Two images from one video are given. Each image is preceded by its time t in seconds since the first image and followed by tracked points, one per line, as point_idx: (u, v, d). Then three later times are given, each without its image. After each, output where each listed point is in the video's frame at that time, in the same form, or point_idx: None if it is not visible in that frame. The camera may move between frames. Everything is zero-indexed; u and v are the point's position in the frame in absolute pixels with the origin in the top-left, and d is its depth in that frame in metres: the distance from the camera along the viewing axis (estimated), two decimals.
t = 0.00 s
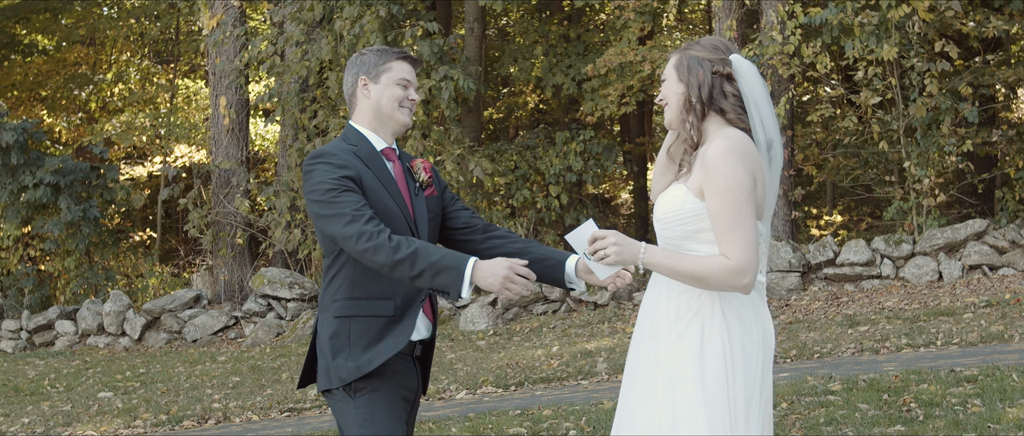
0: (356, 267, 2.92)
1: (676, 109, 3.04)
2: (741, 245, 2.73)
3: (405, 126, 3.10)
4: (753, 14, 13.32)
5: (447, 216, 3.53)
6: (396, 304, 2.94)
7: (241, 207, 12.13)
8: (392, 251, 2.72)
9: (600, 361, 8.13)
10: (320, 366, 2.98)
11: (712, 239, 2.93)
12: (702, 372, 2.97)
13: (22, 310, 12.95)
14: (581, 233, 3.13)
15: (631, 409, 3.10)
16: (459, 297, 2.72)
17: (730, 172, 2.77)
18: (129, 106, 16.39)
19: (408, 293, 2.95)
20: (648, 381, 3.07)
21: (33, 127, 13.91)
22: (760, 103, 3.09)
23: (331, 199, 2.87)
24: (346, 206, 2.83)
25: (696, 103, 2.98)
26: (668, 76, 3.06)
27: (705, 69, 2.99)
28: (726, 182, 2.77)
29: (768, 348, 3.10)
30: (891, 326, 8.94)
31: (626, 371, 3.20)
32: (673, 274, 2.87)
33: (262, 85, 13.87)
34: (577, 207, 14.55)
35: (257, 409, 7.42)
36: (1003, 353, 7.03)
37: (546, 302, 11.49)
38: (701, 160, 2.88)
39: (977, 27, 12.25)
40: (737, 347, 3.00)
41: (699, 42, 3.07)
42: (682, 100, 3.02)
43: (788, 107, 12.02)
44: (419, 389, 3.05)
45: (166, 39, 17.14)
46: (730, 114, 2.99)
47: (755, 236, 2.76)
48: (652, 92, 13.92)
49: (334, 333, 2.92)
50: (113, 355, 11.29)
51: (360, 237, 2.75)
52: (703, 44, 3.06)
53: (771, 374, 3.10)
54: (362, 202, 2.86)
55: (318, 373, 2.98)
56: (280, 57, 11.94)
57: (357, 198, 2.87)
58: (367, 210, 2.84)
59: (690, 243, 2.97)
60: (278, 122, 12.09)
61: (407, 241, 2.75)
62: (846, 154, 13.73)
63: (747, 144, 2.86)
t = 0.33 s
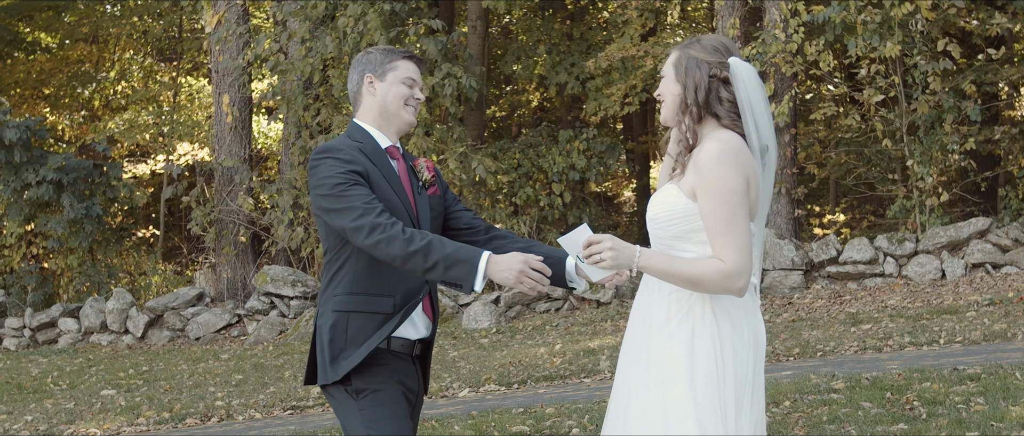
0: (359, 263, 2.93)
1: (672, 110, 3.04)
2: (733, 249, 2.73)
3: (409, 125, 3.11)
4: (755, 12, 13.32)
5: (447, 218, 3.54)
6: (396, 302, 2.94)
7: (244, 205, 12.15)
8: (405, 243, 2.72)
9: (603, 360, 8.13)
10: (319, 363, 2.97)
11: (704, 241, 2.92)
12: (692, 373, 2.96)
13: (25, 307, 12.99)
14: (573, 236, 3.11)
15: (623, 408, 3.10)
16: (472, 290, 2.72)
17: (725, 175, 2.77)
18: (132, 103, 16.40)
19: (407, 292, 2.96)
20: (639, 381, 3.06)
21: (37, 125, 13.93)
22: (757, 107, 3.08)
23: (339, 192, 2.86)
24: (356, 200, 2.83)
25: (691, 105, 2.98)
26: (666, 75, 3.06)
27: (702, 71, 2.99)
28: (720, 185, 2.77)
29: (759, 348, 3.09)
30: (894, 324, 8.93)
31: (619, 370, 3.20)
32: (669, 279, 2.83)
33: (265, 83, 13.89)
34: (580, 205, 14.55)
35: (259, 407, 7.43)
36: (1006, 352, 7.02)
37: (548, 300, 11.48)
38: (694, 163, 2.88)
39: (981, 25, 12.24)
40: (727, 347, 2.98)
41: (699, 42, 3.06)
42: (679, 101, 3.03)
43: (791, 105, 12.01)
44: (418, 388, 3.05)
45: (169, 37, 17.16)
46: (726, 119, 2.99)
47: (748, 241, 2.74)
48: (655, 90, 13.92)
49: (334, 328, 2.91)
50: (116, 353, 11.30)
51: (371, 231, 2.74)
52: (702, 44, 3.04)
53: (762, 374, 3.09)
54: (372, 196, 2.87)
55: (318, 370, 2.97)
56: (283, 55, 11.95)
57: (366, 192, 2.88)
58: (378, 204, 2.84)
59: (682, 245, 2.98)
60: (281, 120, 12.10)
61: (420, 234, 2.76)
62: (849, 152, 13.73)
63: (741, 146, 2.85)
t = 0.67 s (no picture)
0: (361, 259, 2.93)
1: (665, 113, 3.04)
2: (726, 258, 2.73)
3: (416, 125, 3.13)
4: (757, 10, 13.31)
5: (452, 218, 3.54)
6: (396, 301, 2.95)
7: (246, 202, 12.16)
8: (420, 240, 2.75)
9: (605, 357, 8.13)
10: (316, 361, 2.96)
11: (691, 243, 2.93)
12: (675, 373, 2.96)
13: (26, 305, 13.00)
14: (567, 242, 3.26)
15: (607, 409, 3.09)
16: (485, 289, 2.75)
17: (717, 183, 2.77)
18: (133, 101, 16.37)
19: (407, 291, 2.97)
20: (623, 382, 3.06)
21: (37, 123, 13.92)
22: (751, 117, 3.07)
23: (349, 188, 2.87)
24: (367, 196, 2.84)
25: (685, 111, 2.98)
26: (660, 77, 3.05)
27: (697, 78, 2.98)
28: (713, 193, 2.77)
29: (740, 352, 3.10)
30: (895, 322, 8.93)
31: (603, 372, 3.19)
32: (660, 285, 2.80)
33: (267, 81, 13.90)
34: (581, 203, 14.55)
35: (260, 405, 7.43)
36: (1007, 350, 7.02)
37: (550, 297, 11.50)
38: (686, 169, 2.87)
39: (982, 23, 12.24)
40: (711, 348, 2.98)
41: (696, 46, 3.05)
42: (673, 106, 3.02)
43: (793, 103, 12.00)
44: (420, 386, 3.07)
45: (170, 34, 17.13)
46: (718, 128, 2.99)
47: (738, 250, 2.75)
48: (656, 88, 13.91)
49: (334, 325, 2.90)
50: (117, 350, 11.30)
51: (384, 228, 2.76)
52: (699, 49, 3.03)
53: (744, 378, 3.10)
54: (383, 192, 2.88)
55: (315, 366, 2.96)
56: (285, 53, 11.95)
57: (375, 188, 2.89)
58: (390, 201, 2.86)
59: (667, 247, 2.98)
60: (282, 117, 12.10)
61: (435, 232, 2.79)
62: (850, 150, 13.73)
63: (733, 156, 2.85)
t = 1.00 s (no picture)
0: (369, 260, 2.93)
1: (652, 117, 3.05)
2: (708, 257, 2.73)
3: (420, 126, 3.12)
4: (757, 8, 13.30)
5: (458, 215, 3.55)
6: (403, 301, 2.95)
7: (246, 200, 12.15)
8: (434, 241, 2.77)
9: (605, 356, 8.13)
10: (320, 362, 2.96)
11: (671, 244, 2.96)
12: (652, 375, 2.97)
13: (26, 303, 13.00)
14: (558, 239, 2.74)
15: (586, 411, 3.10)
16: (501, 288, 2.77)
17: (704, 185, 2.78)
18: (132, 98, 16.38)
19: (414, 291, 2.98)
20: (601, 384, 3.07)
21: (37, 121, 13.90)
22: (738, 123, 3.09)
23: (359, 188, 2.88)
24: (377, 196, 2.85)
25: (674, 116, 2.99)
26: (647, 80, 3.06)
27: (686, 83, 3.00)
28: (701, 195, 2.77)
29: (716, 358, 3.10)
30: (895, 320, 8.93)
31: (581, 374, 3.20)
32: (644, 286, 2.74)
33: (267, 79, 13.89)
34: (581, 201, 14.55)
35: (260, 402, 7.43)
36: (1006, 348, 7.02)
37: (549, 295, 11.52)
38: (673, 171, 2.88)
39: (982, 21, 12.24)
40: (687, 348, 2.99)
41: (683, 50, 3.07)
42: (662, 110, 3.04)
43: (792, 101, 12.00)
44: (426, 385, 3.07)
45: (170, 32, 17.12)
46: (705, 134, 3.01)
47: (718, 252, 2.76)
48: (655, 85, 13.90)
49: (341, 326, 2.90)
50: (117, 348, 11.30)
51: (397, 229, 2.78)
52: (686, 53, 3.05)
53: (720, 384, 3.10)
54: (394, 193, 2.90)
55: (318, 368, 2.96)
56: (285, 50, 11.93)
57: (385, 189, 2.90)
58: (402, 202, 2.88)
59: (646, 246, 3.00)
60: (282, 115, 12.09)
61: (448, 232, 2.82)
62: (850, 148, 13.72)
63: (719, 162, 2.86)
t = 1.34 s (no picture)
0: (382, 260, 2.92)
1: (639, 117, 3.14)
2: (682, 247, 2.72)
3: (431, 118, 3.15)
4: (756, 6, 13.29)
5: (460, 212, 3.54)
6: (415, 302, 2.95)
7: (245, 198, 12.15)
8: (452, 245, 2.77)
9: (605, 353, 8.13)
10: (328, 362, 2.96)
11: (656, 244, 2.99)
12: (636, 372, 3.02)
13: (24, 301, 12.99)
14: (523, 208, 2.90)
15: (568, 407, 3.14)
16: (521, 291, 2.77)
17: (687, 181, 2.83)
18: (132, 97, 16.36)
19: (426, 291, 2.98)
20: (584, 380, 3.11)
21: (36, 118, 13.90)
22: (721, 123, 3.21)
23: (375, 190, 2.86)
24: (393, 198, 2.84)
25: (661, 118, 3.09)
26: (632, 81, 3.15)
27: (672, 84, 3.11)
28: (681, 190, 2.81)
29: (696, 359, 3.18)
30: (894, 319, 8.94)
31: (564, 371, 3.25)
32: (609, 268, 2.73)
33: (266, 77, 13.88)
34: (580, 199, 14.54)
35: (259, 401, 7.42)
36: (1006, 346, 7.03)
37: (548, 293, 11.51)
38: (660, 170, 2.95)
39: (981, 20, 12.24)
40: (670, 347, 3.05)
41: (667, 51, 3.17)
42: (648, 111, 3.12)
43: (792, 100, 12.00)
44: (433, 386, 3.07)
45: (169, 30, 17.09)
46: (691, 135, 3.13)
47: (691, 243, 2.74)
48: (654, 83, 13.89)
49: (351, 325, 2.91)
50: (116, 346, 11.30)
51: (414, 233, 2.77)
52: (671, 54, 3.15)
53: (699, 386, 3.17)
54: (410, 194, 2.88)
55: (325, 364, 2.96)
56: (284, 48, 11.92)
57: (401, 190, 2.89)
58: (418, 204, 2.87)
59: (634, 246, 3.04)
60: (281, 113, 12.08)
61: (466, 236, 2.82)
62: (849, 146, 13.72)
63: (705, 162, 2.94)
